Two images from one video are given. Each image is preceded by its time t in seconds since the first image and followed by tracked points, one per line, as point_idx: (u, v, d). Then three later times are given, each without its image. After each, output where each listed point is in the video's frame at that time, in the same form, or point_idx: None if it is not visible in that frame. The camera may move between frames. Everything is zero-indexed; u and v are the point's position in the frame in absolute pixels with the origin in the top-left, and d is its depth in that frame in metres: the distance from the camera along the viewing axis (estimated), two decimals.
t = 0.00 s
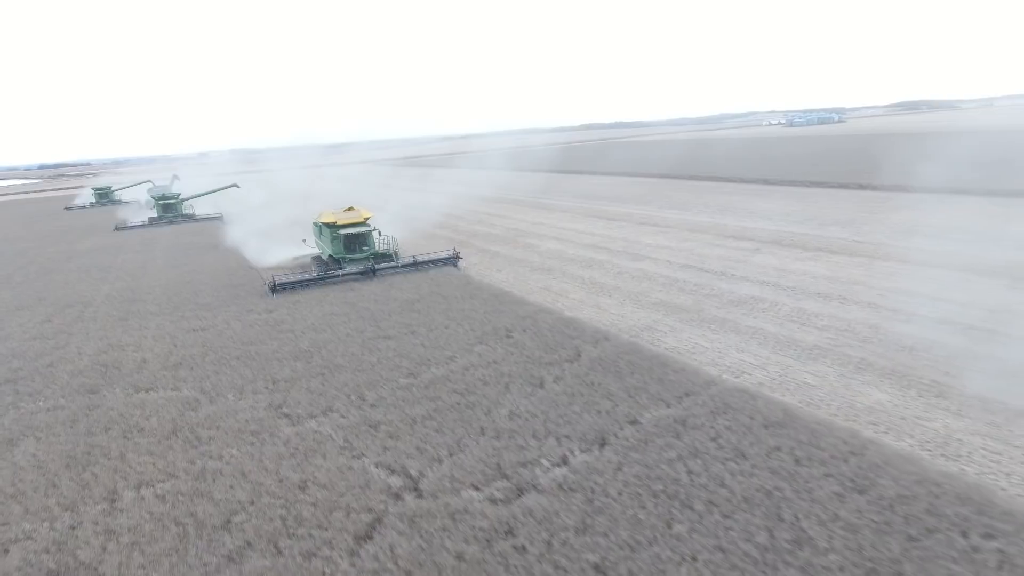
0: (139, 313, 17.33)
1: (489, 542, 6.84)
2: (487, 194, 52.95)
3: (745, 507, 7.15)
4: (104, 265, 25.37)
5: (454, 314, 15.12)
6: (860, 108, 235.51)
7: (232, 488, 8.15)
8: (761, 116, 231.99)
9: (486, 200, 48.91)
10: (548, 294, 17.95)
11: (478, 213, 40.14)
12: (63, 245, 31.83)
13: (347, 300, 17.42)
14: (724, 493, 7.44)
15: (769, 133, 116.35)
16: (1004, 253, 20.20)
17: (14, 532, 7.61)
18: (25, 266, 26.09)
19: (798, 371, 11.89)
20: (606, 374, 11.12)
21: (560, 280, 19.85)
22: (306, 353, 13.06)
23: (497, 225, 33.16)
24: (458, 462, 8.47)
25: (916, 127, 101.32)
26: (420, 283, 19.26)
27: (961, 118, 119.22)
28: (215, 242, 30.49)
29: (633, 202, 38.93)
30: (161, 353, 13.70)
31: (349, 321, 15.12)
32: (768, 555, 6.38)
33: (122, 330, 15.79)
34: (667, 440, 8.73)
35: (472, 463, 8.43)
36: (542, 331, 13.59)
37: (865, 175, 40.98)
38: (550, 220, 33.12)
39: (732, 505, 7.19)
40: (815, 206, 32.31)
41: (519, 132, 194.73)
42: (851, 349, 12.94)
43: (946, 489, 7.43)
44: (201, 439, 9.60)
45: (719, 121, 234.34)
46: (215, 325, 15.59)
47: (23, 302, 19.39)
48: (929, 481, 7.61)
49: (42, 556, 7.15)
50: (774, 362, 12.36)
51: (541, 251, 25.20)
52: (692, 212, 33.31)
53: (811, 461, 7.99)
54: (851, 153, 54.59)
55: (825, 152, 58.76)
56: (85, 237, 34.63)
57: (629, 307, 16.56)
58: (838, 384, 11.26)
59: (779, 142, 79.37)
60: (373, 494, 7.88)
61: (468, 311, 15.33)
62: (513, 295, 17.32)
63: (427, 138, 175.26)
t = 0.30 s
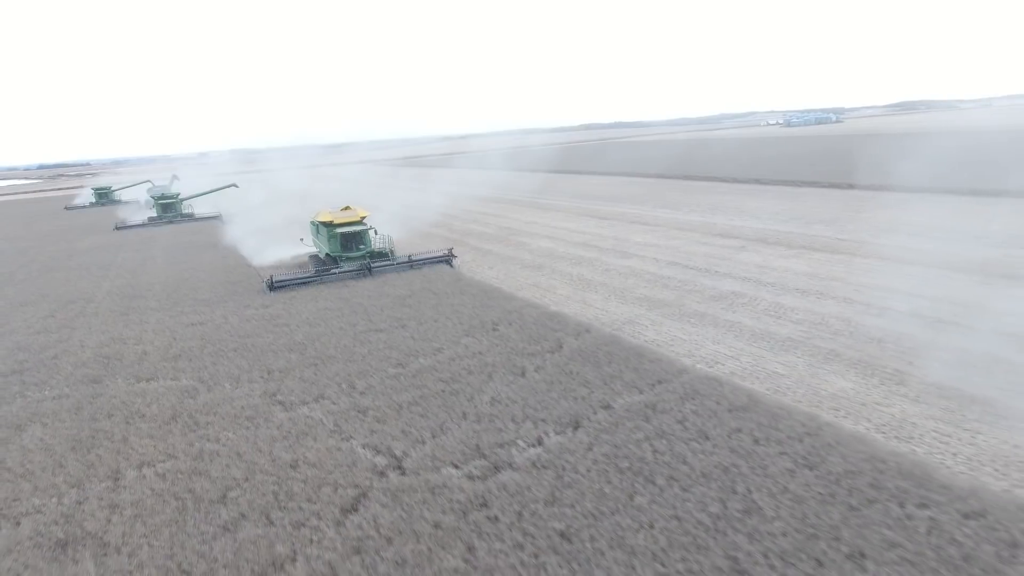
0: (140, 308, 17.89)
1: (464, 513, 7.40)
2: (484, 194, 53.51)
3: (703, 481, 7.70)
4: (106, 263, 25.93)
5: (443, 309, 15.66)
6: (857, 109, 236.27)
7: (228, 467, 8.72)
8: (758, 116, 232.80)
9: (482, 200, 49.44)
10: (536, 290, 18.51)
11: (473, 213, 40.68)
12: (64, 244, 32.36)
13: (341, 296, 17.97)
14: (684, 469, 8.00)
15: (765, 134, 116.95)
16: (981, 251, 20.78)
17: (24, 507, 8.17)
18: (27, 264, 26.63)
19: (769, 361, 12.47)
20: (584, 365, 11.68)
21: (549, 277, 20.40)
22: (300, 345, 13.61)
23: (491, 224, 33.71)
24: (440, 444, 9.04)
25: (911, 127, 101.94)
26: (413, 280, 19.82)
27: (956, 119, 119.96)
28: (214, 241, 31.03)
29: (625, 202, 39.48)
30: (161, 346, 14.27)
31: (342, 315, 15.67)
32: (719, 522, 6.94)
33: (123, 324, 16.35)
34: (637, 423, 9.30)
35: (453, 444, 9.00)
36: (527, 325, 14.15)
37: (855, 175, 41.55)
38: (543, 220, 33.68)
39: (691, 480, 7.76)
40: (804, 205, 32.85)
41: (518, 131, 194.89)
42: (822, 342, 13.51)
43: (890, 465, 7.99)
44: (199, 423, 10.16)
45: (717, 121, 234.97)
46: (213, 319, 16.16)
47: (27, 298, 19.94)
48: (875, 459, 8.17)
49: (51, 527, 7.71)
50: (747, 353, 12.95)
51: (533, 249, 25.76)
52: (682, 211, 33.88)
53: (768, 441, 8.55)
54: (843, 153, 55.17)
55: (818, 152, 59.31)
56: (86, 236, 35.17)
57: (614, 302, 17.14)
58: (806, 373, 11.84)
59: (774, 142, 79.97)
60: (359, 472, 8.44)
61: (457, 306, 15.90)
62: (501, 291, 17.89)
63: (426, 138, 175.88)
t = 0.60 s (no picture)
0: (142, 303, 18.51)
1: (444, 486, 8.00)
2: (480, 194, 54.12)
3: (667, 458, 8.30)
4: (107, 261, 26.53)
5: (435, 303, 16.27)
6: (854, 108, 236.88)
7: (226, 447, 9.32)
8: (756, 116, 233.39)
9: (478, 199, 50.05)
10: (526, 286, 19.13)
11: (470, 212, 41.28)
12: (66, 242, 32.96)
13: (337, 292, 18.57)
14: (651, 447, 8.59)
15: (762, 134, 117.57)
16: (959, 248, 21.36)
17: (36, 483, 8.78)
18: (31, 262, 27.24)
19: (743, 351, 13.08)
20: (566, 354, 12.28)
21: (539, 274, 21.01)
22: (296, 337, 14.20)
23: (487, 223, 34.33)
24: (425, 426, 9.64)
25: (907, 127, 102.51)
26: (407, 277, 20.43)
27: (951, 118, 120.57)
28: (214, 240, 31.64)
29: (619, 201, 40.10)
30: (164, 338, 14.88)
31: (337, 310, 16.26)
32: (679, 493, 7.54)
33: (126, 318, 16.96)
34: (611, 406, 9.90)
35: (438, 426, 9.60)
36: (514, 318, 14.76)
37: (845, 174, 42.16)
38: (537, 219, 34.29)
39: (656, 456, 8.36)
40: (793, 204, 33.44)
41: (516, 131, 195.52)
42: (796, 333, 14.10)
43: (842, 443, 8.58)
44: (199, 408, 10.76)
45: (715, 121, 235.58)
46: (213, 313, 16.76)
47: (32, 294, 20.55)
48: (829, 438, 8.76)
49: (62, 500, 8.31)
50: (723, 344, 13.55)
51: (525, 247, 26.38)
52: (674, 210, 34.49)
53: (732, 422, 9.15)
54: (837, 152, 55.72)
55: (812, 151, 59.91)
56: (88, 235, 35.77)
57: (600, 297, 17.72)
58: (776, 362, 12.44)
59: (770, 142, 80.59)
60: (349, 451, 9.04)
61: (448, 300, 16.50)
62: (492, 286, 18.49)
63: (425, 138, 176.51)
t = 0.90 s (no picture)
0: (144, 299, 19.13)
1: (428, 462, 8.63)
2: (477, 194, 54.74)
3: (635, 437, 8.93)
4: (109, 259, 27.14)
5: (427, 298, 16.90)
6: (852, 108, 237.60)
7: (226, 429, 9.94)
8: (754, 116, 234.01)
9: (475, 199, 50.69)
10: (516, 282, 19.75)
11: (466, 211, 41.91)
12: (68, 241, 33.55)
13: (333, 288, 19.18)
14: (622, 427, 9.22)
15: (759, 133, 118.17)
16: (938, 245, 21.98)
17: (48, 462, 9.40)
18: (35, 259, 27.85)
19: (719, 342, 13.70)
20: (549, 345, 12.90)
21: (530, 271, 21.62)
22: (293, 330, 14.81)
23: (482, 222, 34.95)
24: (413, 410, 10.27)
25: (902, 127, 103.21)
26: (401, 274, 21.06)
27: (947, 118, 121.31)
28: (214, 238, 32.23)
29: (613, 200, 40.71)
30: (166, 331, 15.49)
31: (333, 304, 16.87)
32: (644, 468, 8.17)
33: (129, 313, 17.58)
34: (587, 392, 10.52)
35: (425, 410, 10.22)
36: (502, 311, 15.37)
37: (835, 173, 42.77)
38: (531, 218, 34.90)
39: (626, 436, 8.99)
40: (783, 203, 34.08)
41: (515, 131, 196.01)
42: (772, 326, 14.72)
43: (799, 424, 9.21)
44: (200, 395, 11.38)
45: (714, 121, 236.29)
46: (213, 308, 17.37)
47: (37, 290, 21.16)
48: (789, 419, 9.38)
49: (73, 477, 8.94)
50: (701, 336, 14.17)
51: (518, 245, 27.00)
52: (666, 209, 35.11)
53: (699, 405, 9.77)
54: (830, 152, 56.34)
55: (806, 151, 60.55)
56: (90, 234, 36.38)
57: (587, 292, 18.33)
58: (750, 352, 13.06)
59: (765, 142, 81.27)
60: (340, 432, 9.66)
61: (440, 295, 17.12)
62: (483, 282, 19.12)
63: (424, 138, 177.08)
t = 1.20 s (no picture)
0: (146, 295, 19.77)
1: (412, 441, 9.28)
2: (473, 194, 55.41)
3: (606, 418, 9.57)
4: (111, 257, 27.78)
5: (419, 293, 17.55)
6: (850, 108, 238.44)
7: (224, 413, 10.58)
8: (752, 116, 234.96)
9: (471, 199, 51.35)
10: (506, 278, 20.40)
11: (461, 211, 42.56)
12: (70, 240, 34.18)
13: (329, 284, 19.84)
14: (595, 410, 9.86)
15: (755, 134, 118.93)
16: (916, 243, 22.63)
17: (58, 443, 10.04)
18: (38, 257, 28.47)
19: (695, 334, 14.36)
20: (532, 336, 13.55)
21: (521, 268, 22.28)
22: (289, 323, 15.45)
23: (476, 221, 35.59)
24: (400, 395, 10.91)
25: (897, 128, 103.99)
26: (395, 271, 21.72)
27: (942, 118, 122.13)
28: (213, 237, 32.86)
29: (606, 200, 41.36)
30: (168, 324, 16.13)
31: (328, 299, 17.51)
32: (612, 445, 8.80)
33: (131, 308, 18.23)
34: (565, 379, 11.17)
35: (412, 395, 10.87)
36: (490, 305, 16.01)
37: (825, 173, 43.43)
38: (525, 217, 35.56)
39: (597, 417, 9.63)
40: (771, 202, 34.74)
41: (513, 132, 196.98)
42: (748, 319, 15.37)
43: (760, 406, 9.86)
44: (200, 382, 12.02)
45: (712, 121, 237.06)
46: (213, 303, 18.01)
47: (41, 287, 21.78)
48: (751, 402, 10.02)
49: (81, 456, 9.57)
50: (680, 328, 14.82)
51: (510, 243, 27.66)
52: (657, 208, 35.77)
53: (668, 390, 10.41)
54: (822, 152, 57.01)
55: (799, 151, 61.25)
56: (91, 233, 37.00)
57: (574, 288, 18.97)
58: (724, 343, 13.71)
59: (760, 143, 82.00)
60: (332, 415, 10.31)
61: (431, 290, 17.77)
62: (473, 278, 19.76)
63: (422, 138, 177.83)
